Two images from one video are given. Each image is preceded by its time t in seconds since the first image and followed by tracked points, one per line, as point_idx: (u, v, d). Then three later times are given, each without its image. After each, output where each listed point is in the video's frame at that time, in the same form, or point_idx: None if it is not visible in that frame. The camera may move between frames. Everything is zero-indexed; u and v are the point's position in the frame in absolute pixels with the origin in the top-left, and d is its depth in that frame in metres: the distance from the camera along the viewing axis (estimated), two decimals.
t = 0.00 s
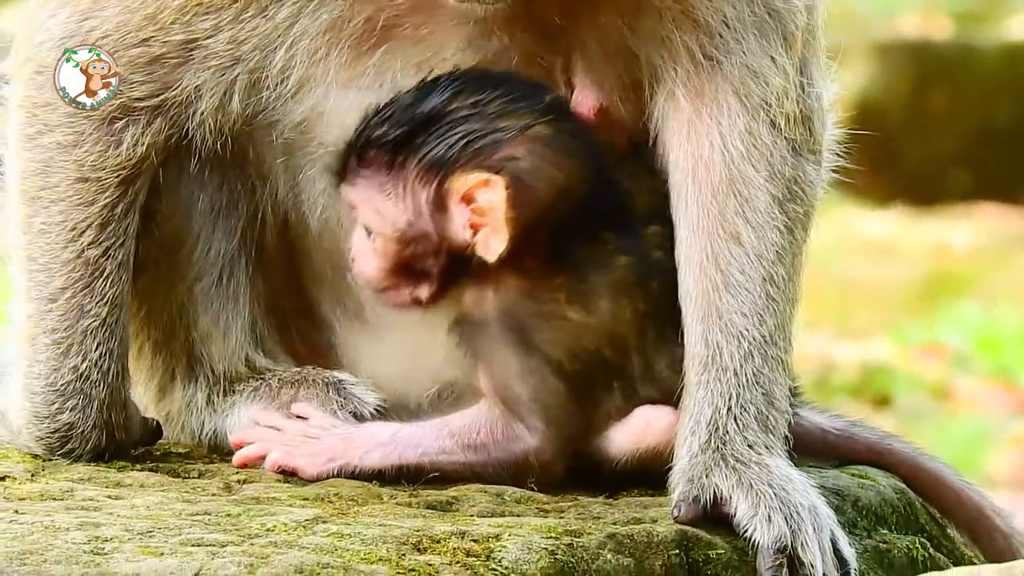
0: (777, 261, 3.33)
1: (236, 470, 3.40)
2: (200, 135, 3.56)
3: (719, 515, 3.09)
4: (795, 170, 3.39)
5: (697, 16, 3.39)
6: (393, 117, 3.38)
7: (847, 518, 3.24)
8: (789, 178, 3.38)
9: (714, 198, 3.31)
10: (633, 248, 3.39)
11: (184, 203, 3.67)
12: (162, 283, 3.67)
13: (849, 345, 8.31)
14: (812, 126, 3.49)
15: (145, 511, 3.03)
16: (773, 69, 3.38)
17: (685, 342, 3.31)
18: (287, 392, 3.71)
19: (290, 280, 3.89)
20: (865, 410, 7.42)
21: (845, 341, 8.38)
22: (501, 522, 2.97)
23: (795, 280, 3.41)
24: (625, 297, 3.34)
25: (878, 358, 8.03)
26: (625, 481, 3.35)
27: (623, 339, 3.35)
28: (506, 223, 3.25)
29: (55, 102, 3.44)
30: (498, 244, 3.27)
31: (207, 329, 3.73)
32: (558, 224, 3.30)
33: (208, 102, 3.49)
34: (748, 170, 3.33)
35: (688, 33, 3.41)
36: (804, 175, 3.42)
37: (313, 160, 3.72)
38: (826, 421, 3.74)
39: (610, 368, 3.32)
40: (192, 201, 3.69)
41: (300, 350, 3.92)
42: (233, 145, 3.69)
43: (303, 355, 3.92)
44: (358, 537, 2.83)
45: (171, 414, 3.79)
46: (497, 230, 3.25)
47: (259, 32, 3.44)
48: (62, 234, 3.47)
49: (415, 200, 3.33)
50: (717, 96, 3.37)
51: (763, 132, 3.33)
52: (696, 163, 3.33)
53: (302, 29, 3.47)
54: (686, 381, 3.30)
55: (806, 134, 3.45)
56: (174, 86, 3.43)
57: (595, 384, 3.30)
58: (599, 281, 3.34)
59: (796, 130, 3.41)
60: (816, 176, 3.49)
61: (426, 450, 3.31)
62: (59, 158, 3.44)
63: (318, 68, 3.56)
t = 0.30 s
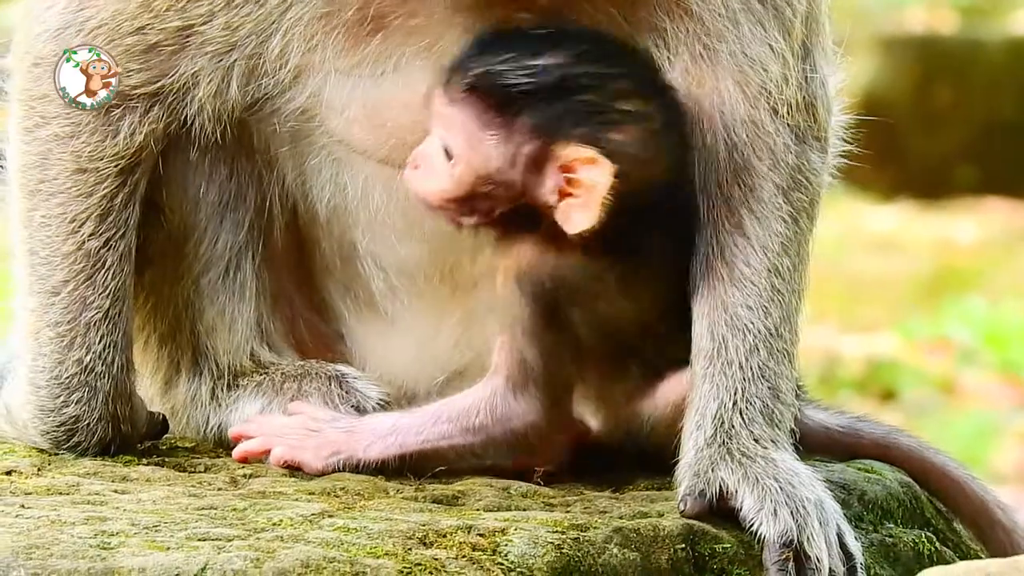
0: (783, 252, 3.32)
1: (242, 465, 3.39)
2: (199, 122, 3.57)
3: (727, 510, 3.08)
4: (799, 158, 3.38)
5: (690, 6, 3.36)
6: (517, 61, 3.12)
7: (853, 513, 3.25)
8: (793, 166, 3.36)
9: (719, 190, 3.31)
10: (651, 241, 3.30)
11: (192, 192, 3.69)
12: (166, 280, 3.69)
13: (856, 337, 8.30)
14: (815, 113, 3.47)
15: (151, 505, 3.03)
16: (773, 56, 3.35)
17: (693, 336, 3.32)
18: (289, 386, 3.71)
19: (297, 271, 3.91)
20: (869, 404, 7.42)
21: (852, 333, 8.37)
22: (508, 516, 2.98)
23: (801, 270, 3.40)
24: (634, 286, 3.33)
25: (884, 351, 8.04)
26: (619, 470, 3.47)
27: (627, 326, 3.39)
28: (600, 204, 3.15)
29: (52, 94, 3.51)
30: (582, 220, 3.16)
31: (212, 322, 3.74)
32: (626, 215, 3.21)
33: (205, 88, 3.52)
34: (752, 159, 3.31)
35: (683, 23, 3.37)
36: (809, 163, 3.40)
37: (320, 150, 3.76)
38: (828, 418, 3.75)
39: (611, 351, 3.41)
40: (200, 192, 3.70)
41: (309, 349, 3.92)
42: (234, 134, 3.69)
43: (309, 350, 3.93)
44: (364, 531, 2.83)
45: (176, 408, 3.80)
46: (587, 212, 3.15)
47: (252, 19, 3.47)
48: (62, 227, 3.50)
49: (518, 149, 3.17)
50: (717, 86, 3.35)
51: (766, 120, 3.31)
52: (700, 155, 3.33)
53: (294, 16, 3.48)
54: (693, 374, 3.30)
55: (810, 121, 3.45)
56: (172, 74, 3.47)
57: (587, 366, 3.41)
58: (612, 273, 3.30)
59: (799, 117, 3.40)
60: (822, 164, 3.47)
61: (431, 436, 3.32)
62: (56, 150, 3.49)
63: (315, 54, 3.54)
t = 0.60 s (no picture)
0: (784, 247, 3.34)
1: (245, 459, 3.39)
2: (198, 116, 3.57)
3: (729, 504, 3.08)
4: (801, 153, 3.39)
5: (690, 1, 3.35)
6: (602, 56, 3.04)
7: (856, 506, 3.24)
8: (795, 161, 3.37)
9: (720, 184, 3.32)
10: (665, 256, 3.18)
11: (196, 187, 3.67)
12: (171, 274, 3.71)
13: (859, 333, 8.30)
14: (816, 107, 3.47)
15: (154, 500, 3.03)
16: (773, 52, 3.35)
17: (693, 331, 3.31)
18: (294, 381, 3.71)
19: (302, 264, 3.91)
20: (871, 400, 7.41)
21: (854, 328, 8.37)
22: (511, 510, 2.97)
23: (802, 264, 3.41)
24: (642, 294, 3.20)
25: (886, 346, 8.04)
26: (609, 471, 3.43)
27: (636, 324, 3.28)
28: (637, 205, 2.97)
29: (51, 88, 3.52)
30: (614, 215, 2.99)
31: (216, 316, 3.75)
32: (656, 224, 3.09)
33: (204, 81, 3.53)
34: (754, 155, 3.33)
35: (684, 20, 3.36)
36: (810, 157, 3.41)
37: (321, 143, 3.74)
38: (827, 403, 3.75)
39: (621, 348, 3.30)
40: (206, 188, 3.69)
41: (312, 342, 3.92)
42: (233, 124, 3.66)
43: (313, 343, 3.92)
44: (367, 525, 2.83)
45: (180, 402, 3.82)
46: (625, 209, 2.97)
47: (251, 13, 3.48)
48: (62, 221, 3.51)
49: (579, 127, 3.02)
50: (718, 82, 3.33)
51: (767, 116, 3.33)
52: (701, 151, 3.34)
53: (293, 11, 3.49)
54: (693, 370, 3.30)
55: (812, 115, 3.45)
56: (170, 66, 3.48)
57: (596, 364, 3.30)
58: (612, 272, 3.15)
59: (800, 112, 3.39)
60: (824, 158, 3.48)
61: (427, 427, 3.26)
62: (55, 144, 3.50)
63: (315, 49, 3.54)
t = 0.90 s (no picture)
0: (784, 242, 3.28)
1: (245, 453, 3.40)
2: (202, 112, 3.58)
3: (730, 499, 3.09)
4: (801, 150, 3.33)
5: None
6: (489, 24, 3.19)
7: (856, 501, 3.25)
8: (795, 157, 3.32)
9: (720, 179, 3.26)
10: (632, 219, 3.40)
11: (198, 182, 3.68)
12: (172, 269, 3.69)
13: (860, 329, 8.30)
14: (817, 104, 3.41)
15: (154, 495, 3.03)
16: (775, 48, 3.31)
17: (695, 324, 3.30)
18: (294, 376, 3.73)
19: (303, 262, 3.93)
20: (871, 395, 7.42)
21: (855, 324, 8.37)
22: (511, 505, 2.98)
23: (802, 260, 3.36)
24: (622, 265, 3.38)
25: (887, 341, 8.04)
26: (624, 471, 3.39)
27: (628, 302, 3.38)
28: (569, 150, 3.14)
29: (54, 84, 3.51)
30: (555, 170, 3.16)
31: (216, 311, 3.75)
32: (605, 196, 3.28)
33: (208, 80, 3.53)
34: (753, 151, 3.27)
35: (687, 16, 3.37)
36: (810, 154, 3.35)
37: (321, 141, 3.76)
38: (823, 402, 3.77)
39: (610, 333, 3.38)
40: (208, 181, 3.70)
41: (312, 336, 3.93)
42: (238, 123, 3.69)
43: (313, 338, 3.94)
44: (367, 520, 2.83)
45: (180, 397, 3.81)
46: (567, 155, 3.14)
47: (256, 10, 3.48)
48: (65, 217, 3.51)
49: (484, 108, 3.15)
50: (718, 78, 3.31)
51: (769, 113, 3.28)
52: (702, 146, 3.29)
53: (299, 8, 3.49)
54: (696, 365, 3.29)
55: (812, 112, 3.39)
56: (174, 63, 3.48)
57: (583, 341, 3.38)
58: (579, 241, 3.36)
59: (801, 109, 3.34)
60: (824, 156, 3.42)
61: (414, 400, 3.36)
62: (59, 140, 3.49)
63: (319, 49, 3.58)
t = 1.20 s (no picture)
0: (784, 238, 3.27)
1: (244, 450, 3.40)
2: (201, 112, 3.57)
3: (728, 495, 3.09)
4: (801, 147, 3.32)
5: None
6: (423, 94, 3.18)
7: (854, 498, 3.26)
8: (795, 154, 3.31)
9: (720, 175, 3.26)
10: (635, 219, 3.34)
11: (196, 178, 3.67)
12: (169, 266, 3.70)
13: (859, 326, 8.31)
14: (817, 101, 3.41)
15: (153, 492, 3.02)
16: (777, 45, 3.33)
17: (693, 320, 3.30)
18: (292, 372, 3.72)
19: (302, 260, 3.91)
20: (870, 392, 7.42)
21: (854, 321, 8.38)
22: (509, 502, 2.97)
23: (802, 258, 3.35)
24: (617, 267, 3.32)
25: (886, 338, 8.05)
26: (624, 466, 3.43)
27: (628, 305, 3.35)
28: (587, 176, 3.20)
29: (55, 81, 3.51)
30: (582, 197, 3.20)
31: (215, 308, 3.75)
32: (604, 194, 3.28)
33: (209, 79, 3.52)
34: (753, 147, 3.27)
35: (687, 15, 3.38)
36: (810, 151, 3.35)
37: (318, 138, 3.73)
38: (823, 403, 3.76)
39: (613, 333, 3.36)
40: (203, 178, 3.68)
41: (310, 332, 3.95)
42: (234, 121, 3.66)
43: (310, 333, 3.95)
44: (365, 516, 2.83)
45: (178, 393, 3.81)
46: (582, 186, 3.19)
47: (259, 9, 3.47)
48: (65, 213, 3.50)
49: (487, 181, 3.23)
50: (721, 72, 3.33)
51: (769, 109, 3.29)
52: (701, 141, 3.29)
53: (303, 6, 3.48)
54: (694, 360, 3.28)
55: (812, 109, 3.39)
56: (176, 63, 3.47)
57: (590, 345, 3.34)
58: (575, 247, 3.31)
59: (802, 106, 3.34)
60: (824, 153, 3.42)
61: (430, 420, 3.34)
62: (60, 136, 3.49)
63: (321, 46, 3.56)
